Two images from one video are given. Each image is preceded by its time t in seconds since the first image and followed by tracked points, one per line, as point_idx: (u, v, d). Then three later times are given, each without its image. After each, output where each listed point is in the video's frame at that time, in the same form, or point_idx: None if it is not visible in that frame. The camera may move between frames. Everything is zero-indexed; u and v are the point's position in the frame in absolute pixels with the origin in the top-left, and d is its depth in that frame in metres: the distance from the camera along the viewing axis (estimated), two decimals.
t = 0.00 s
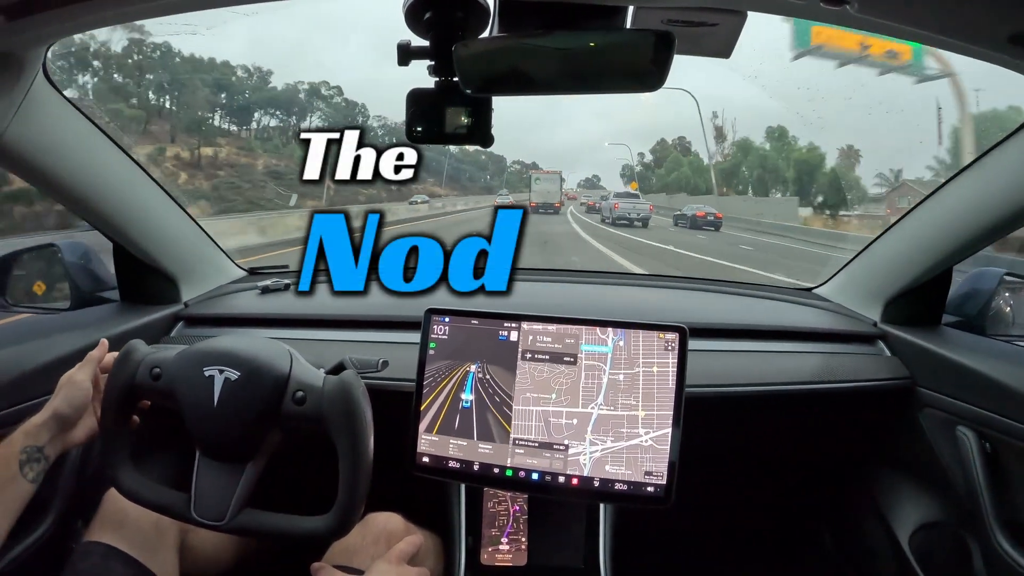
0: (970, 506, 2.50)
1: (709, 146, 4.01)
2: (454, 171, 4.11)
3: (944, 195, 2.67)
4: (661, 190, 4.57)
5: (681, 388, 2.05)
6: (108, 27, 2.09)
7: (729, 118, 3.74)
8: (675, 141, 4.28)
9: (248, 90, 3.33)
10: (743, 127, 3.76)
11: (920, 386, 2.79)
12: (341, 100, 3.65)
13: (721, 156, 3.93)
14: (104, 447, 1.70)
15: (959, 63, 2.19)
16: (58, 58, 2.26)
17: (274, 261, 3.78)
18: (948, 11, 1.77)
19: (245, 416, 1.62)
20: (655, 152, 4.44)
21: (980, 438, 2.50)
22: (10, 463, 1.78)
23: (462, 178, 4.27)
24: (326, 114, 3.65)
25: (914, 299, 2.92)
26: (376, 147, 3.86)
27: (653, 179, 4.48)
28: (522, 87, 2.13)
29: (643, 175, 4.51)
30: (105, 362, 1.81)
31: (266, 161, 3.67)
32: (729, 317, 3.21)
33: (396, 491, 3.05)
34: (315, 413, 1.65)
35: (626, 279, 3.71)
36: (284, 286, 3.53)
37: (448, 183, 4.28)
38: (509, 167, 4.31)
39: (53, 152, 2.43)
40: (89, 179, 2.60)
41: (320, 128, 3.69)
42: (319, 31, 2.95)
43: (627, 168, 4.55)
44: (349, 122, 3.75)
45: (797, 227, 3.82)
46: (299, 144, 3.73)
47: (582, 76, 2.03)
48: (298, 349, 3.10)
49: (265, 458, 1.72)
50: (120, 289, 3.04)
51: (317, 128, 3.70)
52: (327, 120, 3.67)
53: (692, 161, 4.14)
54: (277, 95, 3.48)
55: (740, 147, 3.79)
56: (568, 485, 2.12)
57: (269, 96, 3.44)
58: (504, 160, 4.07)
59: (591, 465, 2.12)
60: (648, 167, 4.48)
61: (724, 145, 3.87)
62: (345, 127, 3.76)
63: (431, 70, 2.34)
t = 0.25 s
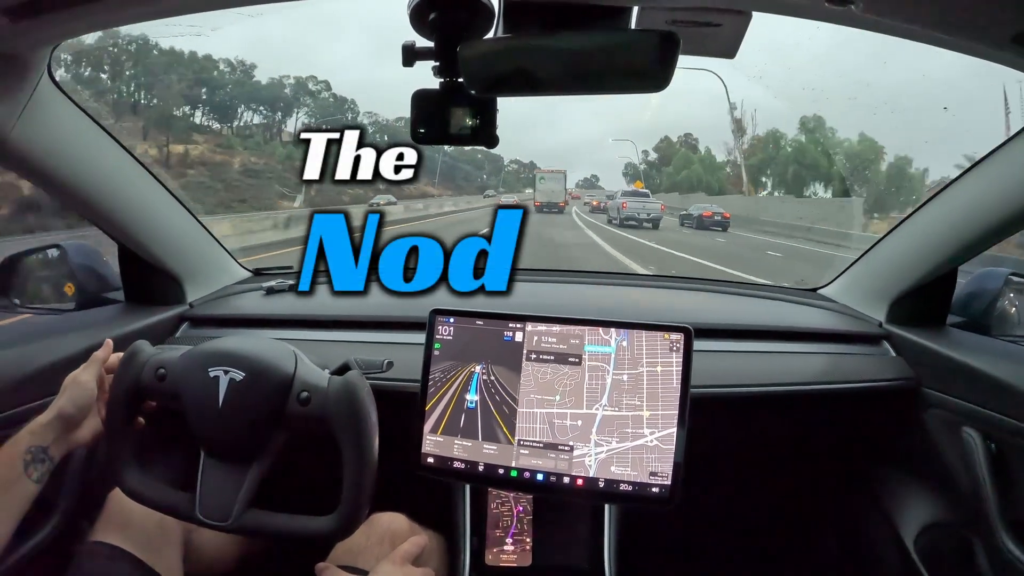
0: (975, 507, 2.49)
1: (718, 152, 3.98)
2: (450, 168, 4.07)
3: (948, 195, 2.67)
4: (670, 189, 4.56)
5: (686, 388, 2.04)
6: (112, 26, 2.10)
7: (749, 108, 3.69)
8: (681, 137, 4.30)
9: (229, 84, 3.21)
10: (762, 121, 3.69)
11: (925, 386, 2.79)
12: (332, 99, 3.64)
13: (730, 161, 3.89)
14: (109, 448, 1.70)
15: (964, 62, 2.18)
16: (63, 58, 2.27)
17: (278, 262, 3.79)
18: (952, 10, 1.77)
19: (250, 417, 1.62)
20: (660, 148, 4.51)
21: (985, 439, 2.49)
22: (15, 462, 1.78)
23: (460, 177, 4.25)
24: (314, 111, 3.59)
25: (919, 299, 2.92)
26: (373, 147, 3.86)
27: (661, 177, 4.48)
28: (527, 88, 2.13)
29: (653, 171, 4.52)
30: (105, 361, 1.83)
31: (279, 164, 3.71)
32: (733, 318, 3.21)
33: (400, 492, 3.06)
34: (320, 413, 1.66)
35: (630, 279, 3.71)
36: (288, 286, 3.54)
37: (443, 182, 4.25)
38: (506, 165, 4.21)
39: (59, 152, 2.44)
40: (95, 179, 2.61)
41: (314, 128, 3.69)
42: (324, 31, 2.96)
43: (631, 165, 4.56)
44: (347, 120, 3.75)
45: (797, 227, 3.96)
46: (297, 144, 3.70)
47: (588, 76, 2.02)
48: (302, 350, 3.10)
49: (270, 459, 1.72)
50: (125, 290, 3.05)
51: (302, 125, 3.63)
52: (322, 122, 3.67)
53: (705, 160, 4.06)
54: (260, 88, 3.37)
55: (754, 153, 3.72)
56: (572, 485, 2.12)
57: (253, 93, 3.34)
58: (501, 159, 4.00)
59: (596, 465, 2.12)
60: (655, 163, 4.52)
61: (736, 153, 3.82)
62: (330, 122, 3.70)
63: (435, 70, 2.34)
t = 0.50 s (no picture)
0: (979, 509, 2.49)
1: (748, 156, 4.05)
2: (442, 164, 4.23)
3: (953, 195, 2.66)
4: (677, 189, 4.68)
5: (690, 387, 2.04)
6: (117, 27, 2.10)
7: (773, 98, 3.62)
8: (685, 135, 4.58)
9: (210, 79, 3.17)
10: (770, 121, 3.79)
11: (930, 387, 2.78)
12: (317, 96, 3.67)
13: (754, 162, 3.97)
14: (113, 448, 1.71)
15: (970, 62, 2.18)
16: (68, 59, 2.27)
17: (282, 261, 3.80)
18: (960, 10, 1.76)
19: (254, 416, 1.62)
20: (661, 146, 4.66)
21: (990, 440, 2.48)
22: (20, 463, 1.81)
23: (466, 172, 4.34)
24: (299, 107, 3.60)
25: (923, 300, 2.91)
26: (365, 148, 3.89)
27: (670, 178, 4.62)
28: (531, 88, 2.13)
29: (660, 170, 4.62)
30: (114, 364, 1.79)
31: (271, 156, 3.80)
32: (736, 318, 3.20)
33: (403, 492, 3.06)
34: (324, 413, 1.65)
35: (633, 279, 3.70)
36: (292, 286, 3.54)
37: (439, 180, 4.40)
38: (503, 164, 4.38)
39: (63, 152, 2.44)
40: (99, 179, 2.61)
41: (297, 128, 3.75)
42: (327, 31, 2.96)
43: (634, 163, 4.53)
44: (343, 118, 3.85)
45: (801, 224, 4.09)
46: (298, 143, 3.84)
47: (592, 75, 2.02)
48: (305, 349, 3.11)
49: (274, 458, 1.72)
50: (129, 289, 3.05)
51: (287, 123, 3.65)
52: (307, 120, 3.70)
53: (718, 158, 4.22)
54: (244, 85, 3.38)
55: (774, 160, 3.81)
56: (576, 486, 2.11)
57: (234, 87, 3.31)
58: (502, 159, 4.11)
59: (599, 464, 2.11)
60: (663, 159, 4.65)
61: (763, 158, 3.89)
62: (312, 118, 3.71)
63: (440, 70, 2.34)
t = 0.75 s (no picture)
0: (982, 510, 2.48)
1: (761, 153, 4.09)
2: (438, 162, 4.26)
3: (957, 195, 2.65)
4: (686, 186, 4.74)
5: (693, 386, 2.04)
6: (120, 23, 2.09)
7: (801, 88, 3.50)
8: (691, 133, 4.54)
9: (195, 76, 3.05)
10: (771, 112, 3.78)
11: (933, 387, 2.77)
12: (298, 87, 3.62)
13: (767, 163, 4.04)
14: (115, 444, 1.70)
15: (977, 61, 2.17)
16: (72, 55, 2.27)
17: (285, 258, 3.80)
18: (968, 9, 1.75)
19: (257, 413, 1.62)
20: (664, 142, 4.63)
21: (993, 441, 2.48)
22: (22, 459, 1.82)
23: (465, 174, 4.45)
24: (281, 100, 3.53)
25: (928, 300, 2.90)
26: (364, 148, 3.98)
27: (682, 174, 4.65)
28: (536, 85, 2.13)
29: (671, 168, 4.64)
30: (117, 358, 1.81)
31: (254, 159, 3.59)
32: (740, 317, 3.19)
33: (405, 489, 3.06)
34: (327, 410, 1.65)
35: (636, 277, 3.70)
36: (296, 283, 3.54)
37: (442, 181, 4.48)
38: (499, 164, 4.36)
39: (67, 149, 2.44)
40: (103, 176, 2.62)
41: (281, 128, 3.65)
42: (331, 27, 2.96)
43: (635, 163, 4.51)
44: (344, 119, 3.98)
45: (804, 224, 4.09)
46: (299, 145, 3.86)
47: (598, 73, 2.01)
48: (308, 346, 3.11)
49: (277, 455, 1.72)
50: (132, 286, 3.05)
51: (271, 119, 3.53)
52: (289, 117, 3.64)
53: (731, 156, 4.24)
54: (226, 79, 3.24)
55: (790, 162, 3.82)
56: (579, 484, 2.11)
57: (211, 81, 3.15)
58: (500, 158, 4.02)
59: (602, 463, 2.11)
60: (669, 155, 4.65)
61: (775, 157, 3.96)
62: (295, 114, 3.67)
63: (444, 67, 2.34)
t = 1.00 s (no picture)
0: (984, 509, 2.48)
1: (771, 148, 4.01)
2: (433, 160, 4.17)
3: (958, 196, 2.66)
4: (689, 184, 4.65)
5: (695, 386, 2.04)
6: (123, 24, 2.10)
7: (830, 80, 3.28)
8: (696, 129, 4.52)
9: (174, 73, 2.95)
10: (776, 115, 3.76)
11: (936, 387, 2.77)
12: (274, 79, 3.56)
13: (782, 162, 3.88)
14: (118, 445, 1.70)
15: (978, 61, 2.17)
16: (76, 56, 2.28)
17: (287, 258, 3.80)
18: (968, 10, 1.76)
19: (259, 412, 1.63)
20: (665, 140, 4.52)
21: (995, 440, 2.47)
22: (28, 462, 1.80)
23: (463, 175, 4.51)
24: (262, 93, 3.47)
25: (929, 300, 2.89)
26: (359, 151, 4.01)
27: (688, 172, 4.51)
28: (538, 86, 2.13)
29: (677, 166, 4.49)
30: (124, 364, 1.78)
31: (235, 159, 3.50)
32: (742, 317, 3.19)
33: (408, 489, 3.06)
34: (329, 410, 1.66)
35: (639, 277, 3.70)
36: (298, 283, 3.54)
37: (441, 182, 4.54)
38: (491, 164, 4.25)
39: (71, 150, 2.45)
40: (107, 176, 2.63)
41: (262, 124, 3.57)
42: (332, 28, 2.96)
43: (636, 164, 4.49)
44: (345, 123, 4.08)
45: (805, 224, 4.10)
46: (299, 145, 3.95)
47: (599, 73, 2.01)
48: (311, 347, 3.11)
49: (279, 455, 1.72)
50: (134, 286, 3.06)
51: (249, 116, 3.46)
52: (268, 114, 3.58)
53: (747, 152, 4.07)
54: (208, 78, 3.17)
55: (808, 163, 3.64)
56: (581, 484, 2.11)
57: (186, 77, 3.02)
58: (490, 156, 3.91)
59: (604, 463, 2.11)
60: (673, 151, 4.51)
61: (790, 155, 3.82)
62: (274, 109, 3.60)
63: (446, 67, 2.34)
